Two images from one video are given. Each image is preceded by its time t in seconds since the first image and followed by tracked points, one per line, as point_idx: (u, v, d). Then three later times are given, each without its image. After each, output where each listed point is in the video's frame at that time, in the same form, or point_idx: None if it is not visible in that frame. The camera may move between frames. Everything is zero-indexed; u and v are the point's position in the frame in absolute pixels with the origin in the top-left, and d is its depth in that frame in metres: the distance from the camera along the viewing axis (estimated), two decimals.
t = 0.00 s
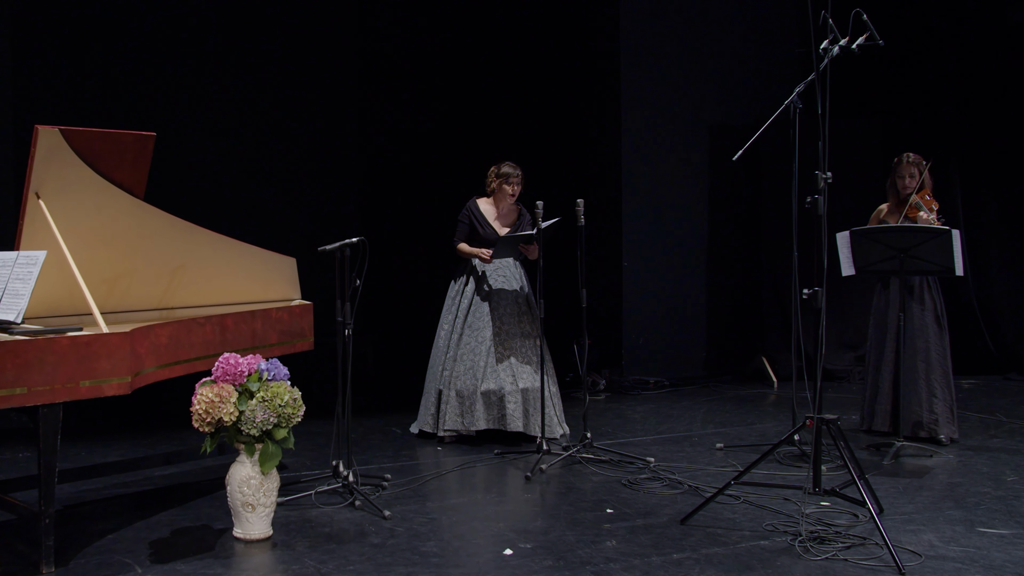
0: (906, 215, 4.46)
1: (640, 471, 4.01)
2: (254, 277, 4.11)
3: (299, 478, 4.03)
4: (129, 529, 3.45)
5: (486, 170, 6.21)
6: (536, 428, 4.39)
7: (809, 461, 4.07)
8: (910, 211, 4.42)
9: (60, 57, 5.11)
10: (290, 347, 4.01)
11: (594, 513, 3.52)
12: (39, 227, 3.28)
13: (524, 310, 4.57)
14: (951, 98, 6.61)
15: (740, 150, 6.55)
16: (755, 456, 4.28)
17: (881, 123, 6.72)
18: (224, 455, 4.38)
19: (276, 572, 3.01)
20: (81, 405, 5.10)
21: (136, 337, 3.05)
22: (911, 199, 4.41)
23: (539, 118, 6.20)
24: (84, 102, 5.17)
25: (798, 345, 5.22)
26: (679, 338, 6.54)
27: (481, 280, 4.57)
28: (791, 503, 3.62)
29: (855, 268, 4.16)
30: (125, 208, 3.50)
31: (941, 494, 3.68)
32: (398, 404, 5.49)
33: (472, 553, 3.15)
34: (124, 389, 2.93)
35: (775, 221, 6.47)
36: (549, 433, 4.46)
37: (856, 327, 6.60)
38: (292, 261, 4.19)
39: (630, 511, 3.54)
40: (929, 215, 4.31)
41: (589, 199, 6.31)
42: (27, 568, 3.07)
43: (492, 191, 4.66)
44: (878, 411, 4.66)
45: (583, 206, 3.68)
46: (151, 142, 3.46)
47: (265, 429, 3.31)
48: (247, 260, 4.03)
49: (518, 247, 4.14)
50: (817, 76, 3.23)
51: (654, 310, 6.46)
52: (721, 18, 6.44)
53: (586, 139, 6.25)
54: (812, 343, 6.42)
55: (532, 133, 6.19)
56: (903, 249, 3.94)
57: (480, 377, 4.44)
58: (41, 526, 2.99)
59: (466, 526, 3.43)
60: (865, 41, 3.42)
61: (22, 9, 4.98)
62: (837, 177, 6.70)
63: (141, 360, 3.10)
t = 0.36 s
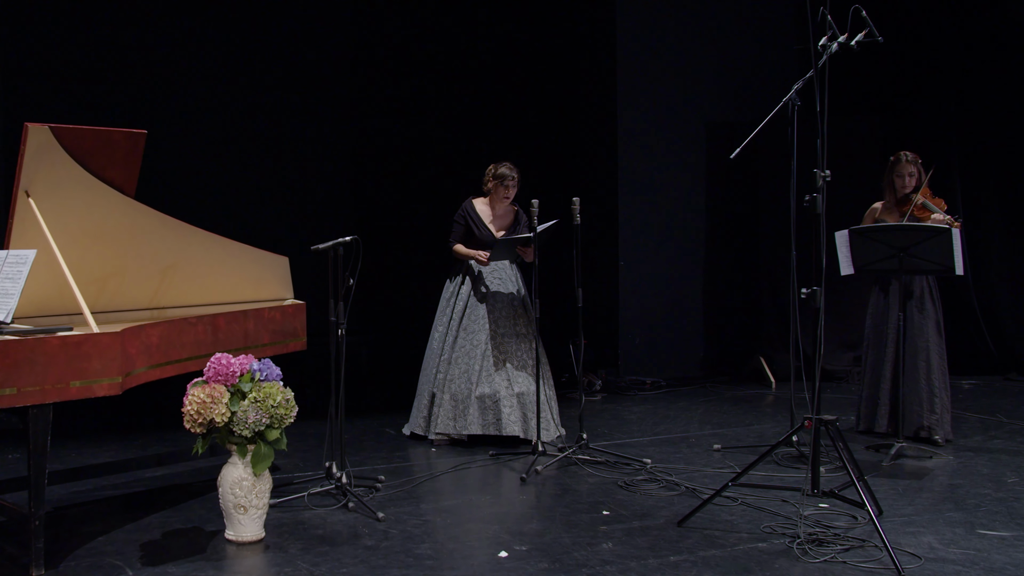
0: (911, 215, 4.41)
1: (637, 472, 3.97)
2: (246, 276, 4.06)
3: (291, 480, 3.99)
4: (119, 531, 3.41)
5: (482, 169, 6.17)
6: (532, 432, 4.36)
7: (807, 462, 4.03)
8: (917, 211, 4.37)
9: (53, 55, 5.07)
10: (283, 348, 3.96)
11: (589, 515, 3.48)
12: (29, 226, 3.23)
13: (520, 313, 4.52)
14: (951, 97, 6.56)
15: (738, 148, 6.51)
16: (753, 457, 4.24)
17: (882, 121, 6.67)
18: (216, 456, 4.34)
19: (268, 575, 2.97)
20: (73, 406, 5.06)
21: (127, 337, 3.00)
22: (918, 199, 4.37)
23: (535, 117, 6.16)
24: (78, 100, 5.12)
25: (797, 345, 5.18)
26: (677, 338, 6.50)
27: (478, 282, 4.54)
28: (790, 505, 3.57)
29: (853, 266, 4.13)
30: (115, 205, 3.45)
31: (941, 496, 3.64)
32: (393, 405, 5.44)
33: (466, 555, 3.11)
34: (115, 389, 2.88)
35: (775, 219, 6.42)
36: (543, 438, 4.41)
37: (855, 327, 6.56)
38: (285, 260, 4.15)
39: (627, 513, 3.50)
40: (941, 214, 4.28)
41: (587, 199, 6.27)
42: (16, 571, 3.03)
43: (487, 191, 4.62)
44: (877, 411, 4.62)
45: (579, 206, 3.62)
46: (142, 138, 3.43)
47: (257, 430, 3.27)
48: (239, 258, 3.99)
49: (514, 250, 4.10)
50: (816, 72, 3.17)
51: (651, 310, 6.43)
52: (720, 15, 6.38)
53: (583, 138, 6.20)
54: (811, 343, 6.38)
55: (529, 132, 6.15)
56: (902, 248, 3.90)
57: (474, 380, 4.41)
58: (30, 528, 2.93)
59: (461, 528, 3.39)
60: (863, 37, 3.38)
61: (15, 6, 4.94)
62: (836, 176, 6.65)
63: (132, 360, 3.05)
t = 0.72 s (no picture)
0: (909, 213, 4.38)
1: (633, 474, 3.94)
2: (238, 276, 4.01)
3: (284, 481, 3.94)
4: (110, 533, 3.36)
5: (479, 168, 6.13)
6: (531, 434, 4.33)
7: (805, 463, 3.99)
8: (917, 210, 4.35)
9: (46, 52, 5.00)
10: (275, 348, 3.91)
11: (586, 517, 3.44)
12: (19, 224, 3.18)
13: (518, 313, 4.50)
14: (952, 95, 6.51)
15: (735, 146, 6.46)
16: (751, 459, 4.20)
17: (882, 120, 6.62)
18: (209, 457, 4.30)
19: None
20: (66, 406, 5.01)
21: (118, 338, 2.96)
22: (917, 198, 4.34)
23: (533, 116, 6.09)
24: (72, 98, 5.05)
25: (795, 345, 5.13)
26: (674, 339, 6.47)
27: (475, 282, 4.50)
28: (788, 507, 3.54)
29: (851, 266, 4.10)
30: (105, 203, 3.42)
31: (941, 498, 3.60)
32: (389, 405, 5.40)
33: (461, 558, 3.07)
34: (106, 390, 2.85)
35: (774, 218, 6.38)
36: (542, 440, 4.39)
37: (854, 327, 6.52)
38: (278, 259, 4.09)
39: (624, 515, 3.46)
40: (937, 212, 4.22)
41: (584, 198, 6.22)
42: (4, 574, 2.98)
43: (483, 190, 4.58)
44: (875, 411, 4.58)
45: (575, 204, 3.61)
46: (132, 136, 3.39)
47: (249, 432, 3.23)
48: (231, 257, 3.93)
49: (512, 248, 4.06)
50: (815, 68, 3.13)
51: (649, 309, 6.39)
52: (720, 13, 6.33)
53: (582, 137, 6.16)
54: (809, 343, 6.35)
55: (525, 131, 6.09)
56: (901, 248, 3.87)
57: (473, 383, 4.38)
58: (19, 530, 2.87)
59: (456, 530, 3.35)
60: (863, 34, 3.34)
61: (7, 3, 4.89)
62: (835, 175, 6.61)
63: (123, 360, 3.01)
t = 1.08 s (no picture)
0: (911, 209, 4.31)
1: (630, 475, 3.89)
2: (231, 276, 3.95)
3: (277, 483, 3.90)
4: (101, 535, 3.33)
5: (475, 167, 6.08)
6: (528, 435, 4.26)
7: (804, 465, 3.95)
8: (918, 206, 4.26)
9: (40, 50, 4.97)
10: (268, 348, 3.86)
11: (582, 519, 3.40)
12: (7, 222, 3.16)
13: (514, 312, 4.46)
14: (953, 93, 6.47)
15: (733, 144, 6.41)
16: (749, 460, 4.16)
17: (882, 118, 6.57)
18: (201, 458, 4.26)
19: None
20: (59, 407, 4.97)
21: (109, 338, 2.92)
22: (919, 193, 4.26)
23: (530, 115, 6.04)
24: (66, 96, 5.02)
25: (793, 345, 5.09)
26: (672, 339, 6.42)
27: (470, 281, 4.46)
28: (786, 508, 3.50)
29: (851, 266, 4.03)
30: (97, 202, 3.38)
31: (941, 500, 3.56)
32: (384, 406, 5.36)
33: (456, 560, 3.03)
34: (97, 391, 2.79)
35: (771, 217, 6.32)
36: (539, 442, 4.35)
37: (854, 327, 6.48)
38: (271, 259, 4.02)
39: (620, 517, 3.42)
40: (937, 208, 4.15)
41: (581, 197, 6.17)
42: None
43: (478, 188, 4.54)
44: (875, 412, 4.53)
45: (570, 202, 3.58)
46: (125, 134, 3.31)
47: (241, 433, 3.18)
48: (224, 257, 3.87)
49: (506, 246, 4.02)
50: (813, 66, 3.09)
51: (646, 309, 6.34)
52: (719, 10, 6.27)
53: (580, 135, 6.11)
54: (808, 343, 6.30)
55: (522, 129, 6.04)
56: (901, 246, 3.83)
57: (469, 383, 4.34)
58: (9, 533, 2.79)
59: (450, 532, 3.31)
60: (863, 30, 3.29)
61: None
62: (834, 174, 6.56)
63: (114, 360, 2.97)
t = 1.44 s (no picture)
0: (915, 207, 4.33)
1: (627, 476, 3.86)
2: (224, 275, 3.89)
3: (269, 484, 3.86)
4: (91, 537, 3.28)
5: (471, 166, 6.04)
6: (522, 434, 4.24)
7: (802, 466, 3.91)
8: (920, 203, 4.26)
9: (32, 47, 4.92)
10: (261, 348, 3.81)
11: (578, 521, 3.36)
12: None
13: (509, 310, 4.42)
14: (953, 92, 6.42)
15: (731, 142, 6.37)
16: (746, 461, 4.12)
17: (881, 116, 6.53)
18: (194, 460, 4.22)
19: None
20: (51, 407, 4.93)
21: (100, 337, 2.87)
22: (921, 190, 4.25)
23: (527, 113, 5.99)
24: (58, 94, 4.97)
25: (791, 346, 5.05)
26: (670, 339, 6.39)
27: (464, 279, 4.43)
28: (784, 510, 3.46)
29: (850, 265, 3.98)
30: (88, 200, 3.34)
31: (941, 501, 3.52)
32: (379, 407, 5.32)
33: (449, 562, 2.99)
34: (87, 391, 2.73)
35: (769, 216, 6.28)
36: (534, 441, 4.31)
37: (852, 327, 6.44)
38: (265, 257, 3.95)
39: (616, 519, 3.38)
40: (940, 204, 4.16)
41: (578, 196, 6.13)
42: None
43: (471, 185, 4.50)
44: (874, 413, 4.50)
45: (565, 200, 3.51)
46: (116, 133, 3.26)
47: (233, 434, 3.14)
48: (216, 256, 3.81)
49: (501, 242, 3.97)
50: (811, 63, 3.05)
51: (644, 309, 6.30)
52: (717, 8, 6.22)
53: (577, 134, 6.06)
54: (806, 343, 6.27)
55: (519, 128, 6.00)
56: (901, 245, 3.79)
57: (462, 382, 4.30)
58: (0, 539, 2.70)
59: (445, 534, 3.27)
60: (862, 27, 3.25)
61: None
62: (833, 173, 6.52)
63: (105, 360, 2.92)
